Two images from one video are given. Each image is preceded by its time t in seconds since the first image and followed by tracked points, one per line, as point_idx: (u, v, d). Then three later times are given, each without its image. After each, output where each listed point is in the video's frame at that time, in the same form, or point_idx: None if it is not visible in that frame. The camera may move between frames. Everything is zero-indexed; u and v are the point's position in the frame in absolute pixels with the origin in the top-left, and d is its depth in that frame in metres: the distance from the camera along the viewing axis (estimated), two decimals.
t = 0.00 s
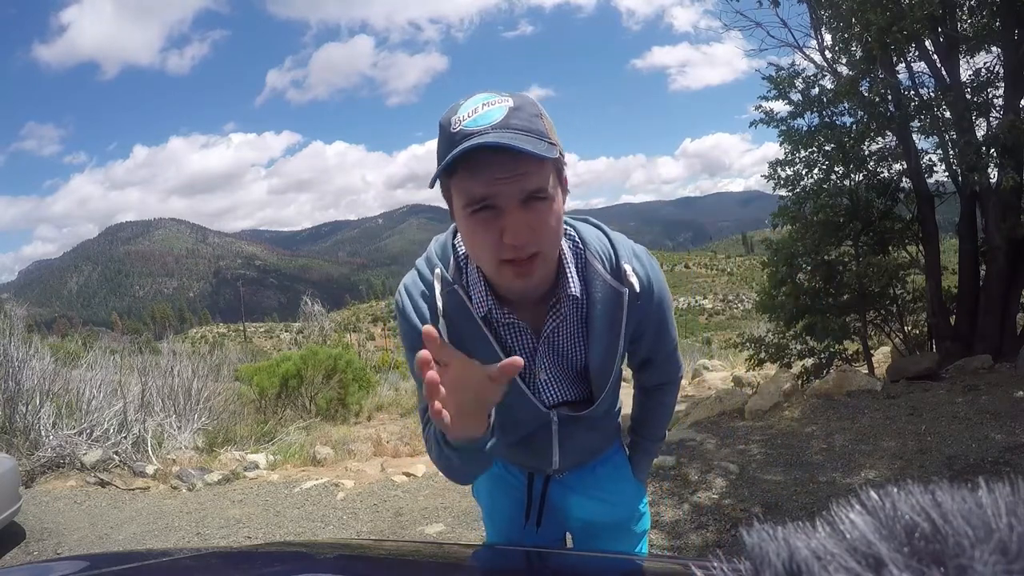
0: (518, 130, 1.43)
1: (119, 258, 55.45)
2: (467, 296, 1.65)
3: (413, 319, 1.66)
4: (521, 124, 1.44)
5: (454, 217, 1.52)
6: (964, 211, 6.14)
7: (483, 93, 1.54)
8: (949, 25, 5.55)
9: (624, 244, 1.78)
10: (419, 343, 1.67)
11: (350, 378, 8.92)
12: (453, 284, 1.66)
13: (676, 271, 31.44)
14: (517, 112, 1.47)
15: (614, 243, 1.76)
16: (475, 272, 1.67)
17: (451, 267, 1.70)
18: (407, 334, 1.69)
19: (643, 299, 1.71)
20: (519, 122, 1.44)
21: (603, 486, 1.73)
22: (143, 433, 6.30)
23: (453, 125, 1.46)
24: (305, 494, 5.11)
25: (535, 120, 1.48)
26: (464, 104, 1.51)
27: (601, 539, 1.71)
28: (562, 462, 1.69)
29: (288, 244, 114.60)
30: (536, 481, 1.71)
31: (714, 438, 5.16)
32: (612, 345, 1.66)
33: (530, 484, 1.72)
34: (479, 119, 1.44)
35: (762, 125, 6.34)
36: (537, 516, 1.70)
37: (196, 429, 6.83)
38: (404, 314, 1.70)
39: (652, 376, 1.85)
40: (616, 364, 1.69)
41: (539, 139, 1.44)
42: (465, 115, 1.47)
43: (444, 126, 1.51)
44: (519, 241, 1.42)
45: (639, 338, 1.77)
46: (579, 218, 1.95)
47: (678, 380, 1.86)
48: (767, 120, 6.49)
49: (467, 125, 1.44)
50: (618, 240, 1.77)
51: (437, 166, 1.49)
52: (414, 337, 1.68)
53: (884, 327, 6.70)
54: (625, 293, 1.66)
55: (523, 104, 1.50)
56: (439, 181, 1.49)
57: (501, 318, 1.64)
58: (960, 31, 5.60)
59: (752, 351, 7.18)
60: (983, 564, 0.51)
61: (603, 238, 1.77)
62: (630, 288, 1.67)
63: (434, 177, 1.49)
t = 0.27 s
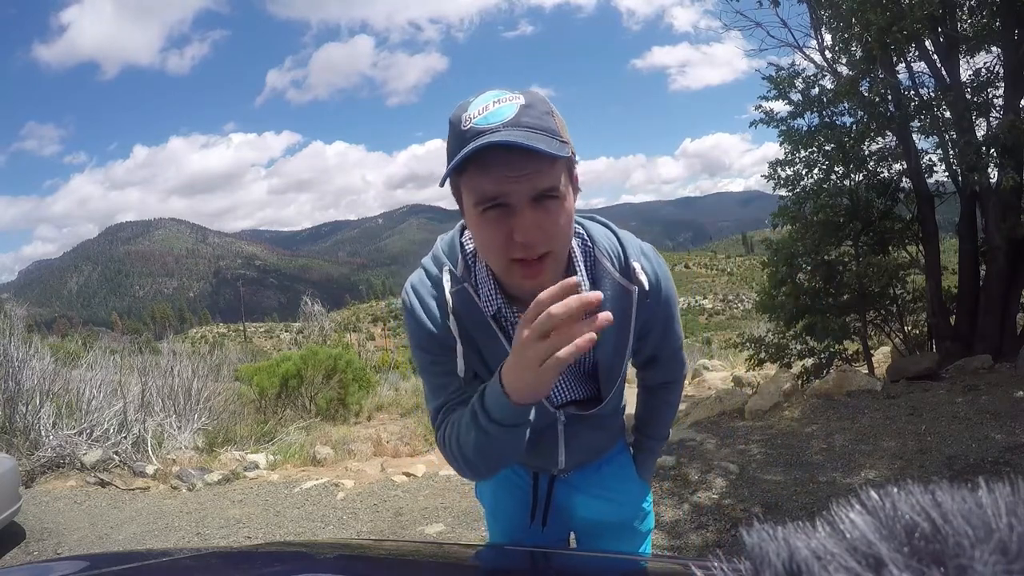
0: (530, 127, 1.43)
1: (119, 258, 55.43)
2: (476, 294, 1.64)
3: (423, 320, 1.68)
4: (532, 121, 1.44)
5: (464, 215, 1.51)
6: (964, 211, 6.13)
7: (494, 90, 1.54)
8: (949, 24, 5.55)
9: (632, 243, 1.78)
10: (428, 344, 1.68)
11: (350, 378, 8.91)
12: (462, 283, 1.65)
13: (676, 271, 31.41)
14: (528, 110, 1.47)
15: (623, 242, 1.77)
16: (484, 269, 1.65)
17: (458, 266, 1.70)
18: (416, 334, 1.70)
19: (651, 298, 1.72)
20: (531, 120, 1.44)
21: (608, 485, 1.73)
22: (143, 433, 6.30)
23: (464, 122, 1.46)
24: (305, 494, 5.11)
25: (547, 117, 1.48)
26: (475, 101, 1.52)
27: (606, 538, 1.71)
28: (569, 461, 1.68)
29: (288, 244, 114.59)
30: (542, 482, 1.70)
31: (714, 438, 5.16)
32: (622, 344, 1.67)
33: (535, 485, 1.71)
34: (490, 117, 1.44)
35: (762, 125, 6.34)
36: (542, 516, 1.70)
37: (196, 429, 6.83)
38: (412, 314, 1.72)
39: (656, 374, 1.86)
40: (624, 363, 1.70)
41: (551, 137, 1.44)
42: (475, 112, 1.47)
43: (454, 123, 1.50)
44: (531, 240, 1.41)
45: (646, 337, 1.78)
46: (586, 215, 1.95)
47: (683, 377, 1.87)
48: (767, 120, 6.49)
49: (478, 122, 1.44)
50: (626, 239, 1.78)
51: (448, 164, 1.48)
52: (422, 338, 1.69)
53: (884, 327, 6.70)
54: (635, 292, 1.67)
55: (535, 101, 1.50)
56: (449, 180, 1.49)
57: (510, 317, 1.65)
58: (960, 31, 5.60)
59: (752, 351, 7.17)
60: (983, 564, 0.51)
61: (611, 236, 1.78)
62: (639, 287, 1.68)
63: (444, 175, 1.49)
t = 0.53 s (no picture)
0: (543, 120, 1.42)
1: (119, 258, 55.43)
2: (484, 294, 1.64)
3: (429, 320, 1.68)
4: (545, 115, 1.43)
5: (475, 211, 1.51)
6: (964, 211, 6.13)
7: (505, 84, 1.53)
8: (949, 24, 5.55)
9: (641, 241, 1.79)
10: (434, 344, 1.68)
11: (350, 377, 8.91)
12: (470, 283, 1.65)
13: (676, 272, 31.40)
14: (541, 103, 1.46)
15: (632, 240, 1.77)
16: (492, 268, 1.65)
17: (466, 266, 1.70)
18: (422, 335, 1.70)
19: (660, 296, 1.72)
20: (544, 113, 1.44)
21: (615, 485, 1.72)
22: (143, 433, 6.30)
23: (476, 115, 1.45)
24: (305, 494, 5.11)
25: (559, 111, 1.47)
26: (487, 94, 1.51)
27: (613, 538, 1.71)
28: (576, 461, 1.68)
29: (288, 244, 114.58)
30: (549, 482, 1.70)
31: (714, 438, 5.16)
32: (631, 342, 1.68)
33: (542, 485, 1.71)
34: (503, 109, 1.43)
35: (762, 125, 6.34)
36: (550, 516, 1.69)
37: (196, 429, 6.83)
38: (419, 315, 1.71)
39: (664, 372, 1.86)
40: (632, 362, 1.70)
41: (564, 130, 1.43)
42: (488, 105, 1.46)
43: (466, 117, 1.50)
44: (543, 234, 1.41)
45: (654, 335, 1.78)
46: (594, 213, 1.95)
47: (690, 376, 1.87)
48: (767, 120, 6.49)
49: (490, 115, 1.43)
50: (635, 237, 1.78)
51: (459, 158, 1.48)
52: (430, 338, 1.69)
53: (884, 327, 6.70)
54: (644, 291, 1.67)
55: (548, 95, 1.49)
56: (460, 174, 1.49)
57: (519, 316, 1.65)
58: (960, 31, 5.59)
59: (752, 351, 7.17)
60: (983, 564, 0.51)
61: (620, 234, 1.78)
62: (648, 286, 1.68)
63: (456, 169, 1.48)
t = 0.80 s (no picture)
0: (542, 116, 1.41)
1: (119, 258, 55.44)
2: (488, 296, 1.64)
3: (431, 322, 1.67)
4: (545, 110, 1.43)
5: (478, 211, 1.51)
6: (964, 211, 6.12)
7: (502, 82, 1.52)
8: (949, 24, 5.54)
9: (646, 238, 1.79)
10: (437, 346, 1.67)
11: (350, 377, 8.90)
12: (474, 284, 1.65)
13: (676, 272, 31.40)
14: (539, 98, 1.45)
15: (637, 237, 1.77)
16: (495, 269, 1.65)
17: (469, 266, 1.70)
18: (425, 337, 1.69)
19: (666, 293, 1.71)
20: (543, 108, 1.43)
21: (623, 485, 1.72)
22: (143, 433, 6.30)
23: (473, 114, 1.44)
24: (305, 494, 5.11)
25: (558, 106, 1.47)
26: (483, 92, 1.50)
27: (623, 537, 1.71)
28: (585, 461, 1.68)
29: (288, 244, 114.57)
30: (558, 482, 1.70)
31: (715, 438, 5.16)
32: (636, 340, 1.67)
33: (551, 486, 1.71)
34: (501, 107, 1.42)
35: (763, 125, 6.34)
36: (559, 517, 1.70)
37: (196, 429, 6.83)
38: (421, 316, 1.71)
39: (672, 369, 1.85)
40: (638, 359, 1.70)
41: (564, 125, 1.44)
42: (485, 103, 1.45)
43: (463, 117, 1.49)
44: (550, 230, 1.41)
45: (660, 333, 1.78)
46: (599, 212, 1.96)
47: (697, 372, 1.86)
48: (767, 120, 6.49)
49: (488, 113, 1.42)
50: (640, 234, 1.78)
51: (458, 159, 1.47)
52: (433, 340, 1.68)
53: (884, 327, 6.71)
54: (650, 287, 1.66)
55: (545, 90, 1.48)
56: (461, 176, 1.48)
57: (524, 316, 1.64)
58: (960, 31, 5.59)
59: (753, 351, 7.17)
60: (983, 564, 0.51)
61: (625, 232, 1.78)
62: (654, 282, 1.68)
63: (456, 171, 1.48)
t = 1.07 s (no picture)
0: (551, 110, 1.42)
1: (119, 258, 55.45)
2: (490, 291, 1.64)
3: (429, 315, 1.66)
4: (553, 104, 1.44)
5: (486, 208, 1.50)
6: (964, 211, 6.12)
7: (509, 75, 1.53)
8: (949, 24, 5.54)
9: (650, 232, 1.78)
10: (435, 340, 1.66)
11: (350, 377, 8.90)
12: (475, 278, 1.65)
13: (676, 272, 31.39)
14: (546, 93, 1.46)
15: (641, 232, 1.76)
16: (499, 263, 1.65)
17: (471, 261, 1.70)
18: (420, 328, 1.68)
19: (671, 288, 1.71)
20: (552, 103, 1.44)
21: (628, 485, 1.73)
22: (143, 433, 6.30)
23: (481, 109, 1.45)
24: (305, 494, 5.11)
25: (565, 100, 1.47)
26: (490, 86, 1.50)
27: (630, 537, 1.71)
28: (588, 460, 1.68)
29: (288, 244, 114.57)
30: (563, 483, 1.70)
31: (715, 438, 5.16)
32: (640, 335, 1.68)
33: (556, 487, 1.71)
34: (510, 102, 1.43)
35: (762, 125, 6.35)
36: (565, 517, 1.70)
37: (196, 429, 6.82)
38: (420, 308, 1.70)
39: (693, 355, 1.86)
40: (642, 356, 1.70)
41: (573, 118, 1.44)
42: (493, 97, 1.46)
43: (470, 111, 1.49)
44: (561, 225, 1.41)
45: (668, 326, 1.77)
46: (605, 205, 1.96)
47: (721, 356, 1.85)
48: (767, 120, 6.49)
49: (496, 108, 1.43)
50: (645, 228, 1.77)
51: (465, 156, 1.47)
52: (429, 333, 1.67)
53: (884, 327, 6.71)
54: (653, 284, 1.66)
55: (552, 85, 1.49)
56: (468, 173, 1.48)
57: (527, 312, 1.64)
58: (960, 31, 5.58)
59: (753, 351, 7.16)
60: (982, 564, 0.51)
61: (629, 227, 1.78)
62: (658, 279, 1.67)
63: (463, 168, 1.48)
